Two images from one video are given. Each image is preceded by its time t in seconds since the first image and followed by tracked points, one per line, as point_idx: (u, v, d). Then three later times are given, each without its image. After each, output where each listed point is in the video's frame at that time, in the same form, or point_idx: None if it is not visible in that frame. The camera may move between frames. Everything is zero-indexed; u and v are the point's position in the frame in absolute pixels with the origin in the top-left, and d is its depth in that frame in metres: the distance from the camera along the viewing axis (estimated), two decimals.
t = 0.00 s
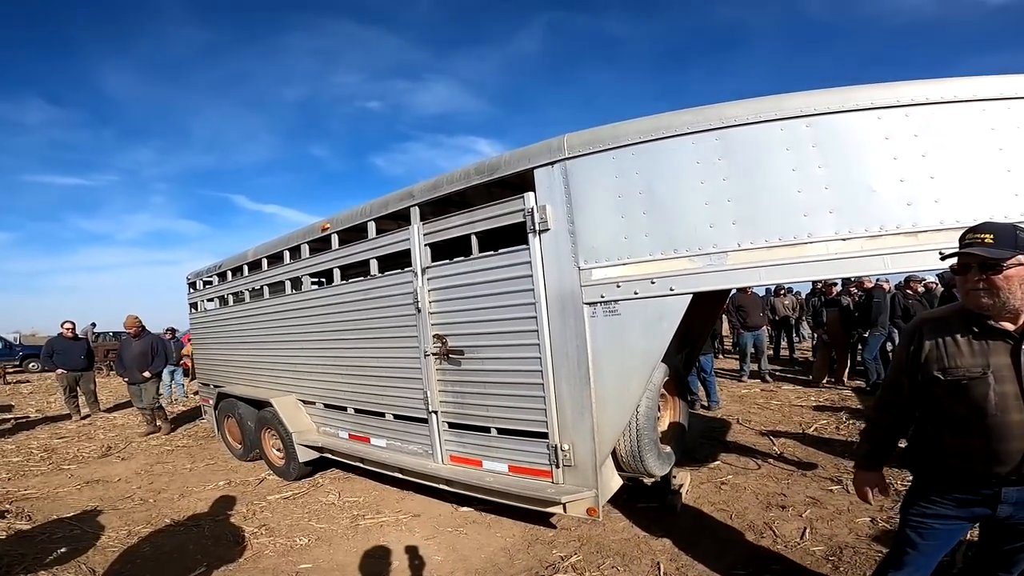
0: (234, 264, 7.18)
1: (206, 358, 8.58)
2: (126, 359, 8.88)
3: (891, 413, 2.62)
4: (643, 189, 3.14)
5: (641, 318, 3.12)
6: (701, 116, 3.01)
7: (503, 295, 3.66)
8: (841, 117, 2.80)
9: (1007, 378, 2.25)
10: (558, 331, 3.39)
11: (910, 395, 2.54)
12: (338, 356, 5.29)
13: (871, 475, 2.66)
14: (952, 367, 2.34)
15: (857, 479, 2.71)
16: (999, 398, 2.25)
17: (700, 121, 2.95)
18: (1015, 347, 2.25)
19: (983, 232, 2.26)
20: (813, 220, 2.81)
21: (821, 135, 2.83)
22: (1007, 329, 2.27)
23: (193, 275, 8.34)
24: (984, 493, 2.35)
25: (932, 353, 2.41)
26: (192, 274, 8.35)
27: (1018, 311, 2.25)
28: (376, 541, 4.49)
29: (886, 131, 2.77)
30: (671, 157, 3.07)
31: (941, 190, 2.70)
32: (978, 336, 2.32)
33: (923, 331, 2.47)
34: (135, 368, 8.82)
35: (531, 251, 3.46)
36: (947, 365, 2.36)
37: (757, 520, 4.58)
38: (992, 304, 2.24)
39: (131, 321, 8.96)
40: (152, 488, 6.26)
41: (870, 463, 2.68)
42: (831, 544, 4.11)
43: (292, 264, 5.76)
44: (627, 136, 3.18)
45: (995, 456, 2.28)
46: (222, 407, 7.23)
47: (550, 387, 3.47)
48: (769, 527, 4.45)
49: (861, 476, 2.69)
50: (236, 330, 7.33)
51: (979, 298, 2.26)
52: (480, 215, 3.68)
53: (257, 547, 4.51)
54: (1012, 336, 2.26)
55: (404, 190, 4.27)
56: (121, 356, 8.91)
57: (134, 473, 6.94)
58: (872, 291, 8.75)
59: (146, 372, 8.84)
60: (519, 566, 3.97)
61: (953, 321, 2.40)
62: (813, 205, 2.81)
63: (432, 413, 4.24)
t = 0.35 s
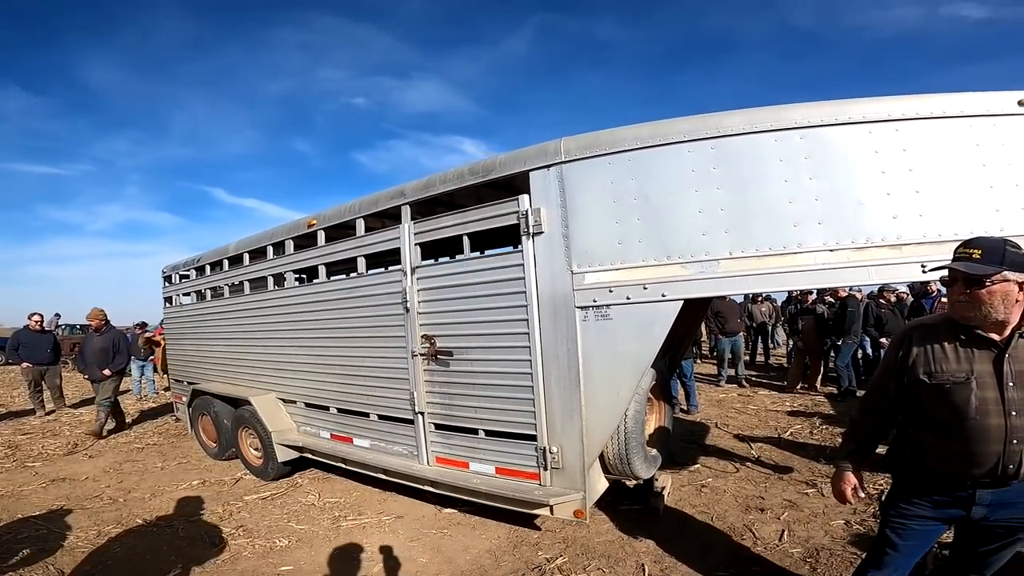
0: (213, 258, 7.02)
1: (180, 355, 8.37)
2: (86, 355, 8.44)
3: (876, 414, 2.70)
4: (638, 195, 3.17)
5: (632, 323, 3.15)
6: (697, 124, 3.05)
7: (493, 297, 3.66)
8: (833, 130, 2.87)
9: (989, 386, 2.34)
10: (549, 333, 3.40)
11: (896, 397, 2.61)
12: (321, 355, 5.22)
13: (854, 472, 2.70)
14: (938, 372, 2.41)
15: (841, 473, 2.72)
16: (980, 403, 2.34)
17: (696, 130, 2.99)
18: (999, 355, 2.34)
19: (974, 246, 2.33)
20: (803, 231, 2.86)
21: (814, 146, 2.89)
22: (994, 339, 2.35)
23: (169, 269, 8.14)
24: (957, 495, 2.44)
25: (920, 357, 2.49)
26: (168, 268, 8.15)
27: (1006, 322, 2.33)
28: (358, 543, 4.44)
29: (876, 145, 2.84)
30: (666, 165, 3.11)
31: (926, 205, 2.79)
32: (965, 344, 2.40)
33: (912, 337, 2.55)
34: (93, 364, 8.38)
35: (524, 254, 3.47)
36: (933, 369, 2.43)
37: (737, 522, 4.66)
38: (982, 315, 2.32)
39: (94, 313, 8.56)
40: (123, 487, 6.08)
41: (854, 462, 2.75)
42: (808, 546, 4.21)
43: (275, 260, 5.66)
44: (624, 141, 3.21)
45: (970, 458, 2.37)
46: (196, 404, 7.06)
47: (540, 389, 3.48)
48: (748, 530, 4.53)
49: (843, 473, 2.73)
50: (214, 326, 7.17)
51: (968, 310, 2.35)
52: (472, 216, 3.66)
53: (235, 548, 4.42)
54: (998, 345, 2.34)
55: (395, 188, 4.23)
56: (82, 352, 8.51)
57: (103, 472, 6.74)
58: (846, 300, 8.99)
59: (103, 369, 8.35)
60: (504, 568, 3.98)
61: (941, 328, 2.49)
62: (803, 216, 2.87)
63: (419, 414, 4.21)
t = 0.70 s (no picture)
0: (211, 259, 7.05)
1: (177, 355, 8.39)
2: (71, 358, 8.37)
3: (864, 414, 2.78)
4: (631, 199, 3.24)
5: (626, 324, 3.21)
6: (690, 129, 3.11)
7: (489, 298, 3.72)
8: (823, 134, 2.93)
9: (967, 386, 2.43)
10: (545, 334, 3.46)
11: (882, 396, 2.69)
12: (318, 356, 5.27)
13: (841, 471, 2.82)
14: (919, 373, 2.50)
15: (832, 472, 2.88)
16: (958, 403, 2.43)
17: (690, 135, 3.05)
18: (976, 357, 2.43)
19: (956, 250, 2.41)
20: (793, 234, 2.93)
21: (803, 151, 2.96)
22: (974, 341, 2.44)
23: (166, 269, 8.17)
24: (938, 492, 2.53)
25: (904, 358, 2.57)
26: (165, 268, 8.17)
27: (986, 325, 2.42)
28: (355, 542, 4.48)
29: (864, 150, 2.91)
30: (660, 169, 3.17)
31: (912, 208, 2.86)
32: (946, 346, 2.49)
33: (897, 339, 2.63)
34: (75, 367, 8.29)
35: (520, 256, 3.53)
36: (914, 371, 2.52)
37: (730, 522, 4.73)
38: (966, 319, 2.39)
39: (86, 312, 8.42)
40: (120, 487, 6.11)
41: (841, 462, 2.84)
42: (800, 545, 4.27)
43: (273, 261, 5.70)
44: (618, 146, 3.27)
45: (948, 457, 2.45)
46: (193, 404, 7.09)
47: (535, 389, 3.54)
48: (741, 529, 4.60)
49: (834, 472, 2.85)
50: (211, 326, 7.20)
51: (953, 313, 2.41)
52: (469, 219, 3.71)
53: (233, 547, 4.46)
54: (977, 347, 2.44)
55: (393, 191, 4.28)
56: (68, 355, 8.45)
57: (100, 471, 6.76)
58: (839, 302, 9.08)
59: (86, 375, 8.24)
60: (501, 567, 4.03)
61: (926, 331, 2.57)
62: (792, 219, 2.94)
63: (416, 414, 4.26)
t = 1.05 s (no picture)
0: (209, 264, 7.13)
1: (176, 359, 8.46)
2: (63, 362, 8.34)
3: (844, 410, 2.86)
4: (617, 201, 3.32)
5: (612, 323, 3.29)
6: (673, 132, 3.21)
7: (479, 299, 3.80)
8: (801, 137, 3.02)
9: (940, 382, 2.48)
10: (534, 334, 3.54)
11: (861, 393, 2.77)
12: (314, 357, 5.34)
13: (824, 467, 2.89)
14: (894, 369, 2.57)
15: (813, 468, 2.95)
16: (930, 399, 2.49)
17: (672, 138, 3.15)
18: (948, 353, 2.48)
19: (927, 249, 2.48)
20: (773, 235, 3.01)
21: (782, 153, 3.04)
22: (947, 337, 2.50)
23: (165, 274, 8.25)
24: (916, 486, 2.59)
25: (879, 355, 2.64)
26: (163, 273, 8.26)
27: (958, 322, 2.48)
28: (350, 541, 4.54)
29: (841, 151, 2.99)
30: (644, 172, 3.26)
31: (888, 208, 2.92)
32: (920, 343, 2.54)
33: (874, 337, 2.70)
34: (68, 372, 8.32)
35: (509, 259, 3.61)
36: (889, 367, 2.59)
37: (721, 520, 4.80)
38: (937, 317, 2.46)
39: (76, 318, 8.47)
40: (119, 488, 6.18)
41: (824, 458, 2.92)
42: (790, 543, 4.33)
43: (270, 265, 5.78)
44: (604, 149, 3.36)
45: (922, 451, 2.51)
46: (192, 407, 7.16)
47: (525, 388, 3.61)
48: (731, 527, 4.66)
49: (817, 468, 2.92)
50: (210, 329, 7.28)
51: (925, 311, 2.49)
52: (460, 222, 3.79)
53: (230, 546, 4.53)
54: (950, 343, 2.49)
55: (387, 195, 4.37)
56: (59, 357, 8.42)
57: (100, 473, 6.83)
58: (831, 303, 9.18)
59: (79, 379, 8.29)
60: (494, 564, 4.10)
61: (902, 329, 2.63)
62: (772, 220, 3.02)
63: (410, 414, 4.33)
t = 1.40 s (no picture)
0: (203, 269, 7.17)
1: (171, 363, 8.48)
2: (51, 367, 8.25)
3: (827, 410, 2.92)
4: (604, 206, 3.39)
5: (600, 326, 3.34)
6: (658, 138, 3.29)
7: (470, 302, 3.86)
8: (782, 141, 3.09)
9: (916, 381, 2.55)
10: (524, 337, 3.60)
11: (842, 394, 2.82)
12: (308, 361, 5.38)
13: (808, 466, 2.94)
14: (873, 369, 2.63)
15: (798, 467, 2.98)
16: (907, 399, 2.55)
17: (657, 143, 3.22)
18: (924, 353, 2.54)
19: (903, 252, 2.53)
20: (756, 238, 3.08)
21: (764, 157, 3.11)
22: (924, 338, 2.55)
23: (160, 279, 8.29)
24: (897, 486, 2.63)
25: (858, 355, 2.70)
26: (158, 278, 8.30)
27: (935, 322, 2.53)
28: (344, 543, 4.57)
29: (822, 155, 3.05)
30: (630, 177, 3.34)
31: (868, 211, 2.96)
32: (897, 343, 2.61)
33: (854, 337, 2.75)
34: (66, 377, 8.27)
35: (499, 263, 3.67)
36: (868, 367, 2.65)
37: (712, 521, 4.82)
38: (914, 317, 2.51)
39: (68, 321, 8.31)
40: (114, 492, 6.21)
41: (808, 458, 2.97)
42: (780, 543, 4.37)
43: (265, 270, 5.82)
44: (591, 154, 3.44)
45: (900, 449, 2.57)
46: (187, 411, 7.18)
47: (515, 391, 3.66)
48: (723, 527, 4.70)
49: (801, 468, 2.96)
50: (205, 334, 7.31)
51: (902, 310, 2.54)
52: (451, 227, 3.85)
53: (225, 548, 4.57)
54: (926, 344, 2.54)
55: (379, 200, 4.42)
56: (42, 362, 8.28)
57: (95, 477, 6.85)
58: (823, 305, 9.25)
59: (80, 383, 8.31)
60: (487, 565, 4.15)
61: (880, 329, 2.69)
62: (755, 223, 3.09)
63: (403, 417, 4.37)
